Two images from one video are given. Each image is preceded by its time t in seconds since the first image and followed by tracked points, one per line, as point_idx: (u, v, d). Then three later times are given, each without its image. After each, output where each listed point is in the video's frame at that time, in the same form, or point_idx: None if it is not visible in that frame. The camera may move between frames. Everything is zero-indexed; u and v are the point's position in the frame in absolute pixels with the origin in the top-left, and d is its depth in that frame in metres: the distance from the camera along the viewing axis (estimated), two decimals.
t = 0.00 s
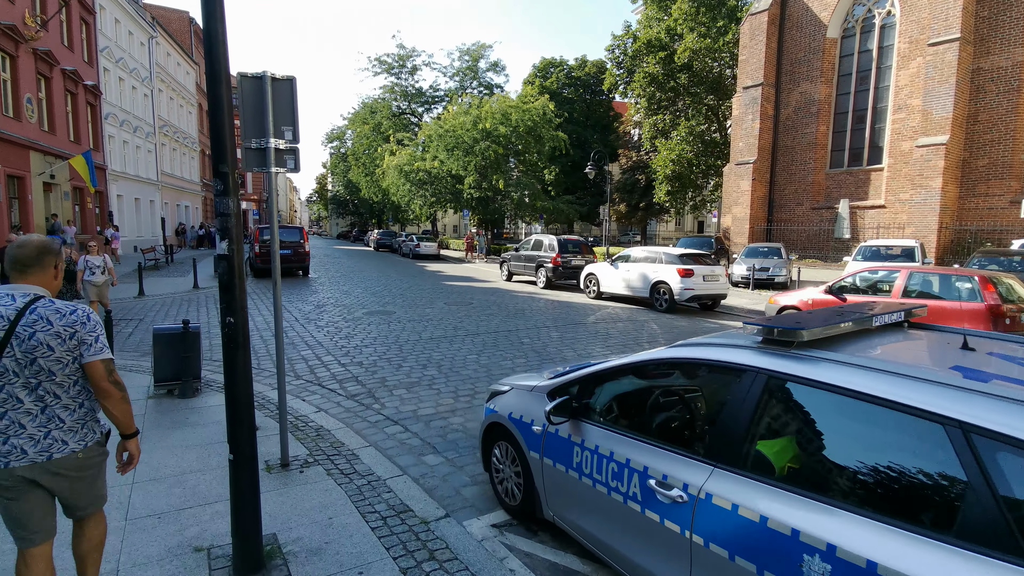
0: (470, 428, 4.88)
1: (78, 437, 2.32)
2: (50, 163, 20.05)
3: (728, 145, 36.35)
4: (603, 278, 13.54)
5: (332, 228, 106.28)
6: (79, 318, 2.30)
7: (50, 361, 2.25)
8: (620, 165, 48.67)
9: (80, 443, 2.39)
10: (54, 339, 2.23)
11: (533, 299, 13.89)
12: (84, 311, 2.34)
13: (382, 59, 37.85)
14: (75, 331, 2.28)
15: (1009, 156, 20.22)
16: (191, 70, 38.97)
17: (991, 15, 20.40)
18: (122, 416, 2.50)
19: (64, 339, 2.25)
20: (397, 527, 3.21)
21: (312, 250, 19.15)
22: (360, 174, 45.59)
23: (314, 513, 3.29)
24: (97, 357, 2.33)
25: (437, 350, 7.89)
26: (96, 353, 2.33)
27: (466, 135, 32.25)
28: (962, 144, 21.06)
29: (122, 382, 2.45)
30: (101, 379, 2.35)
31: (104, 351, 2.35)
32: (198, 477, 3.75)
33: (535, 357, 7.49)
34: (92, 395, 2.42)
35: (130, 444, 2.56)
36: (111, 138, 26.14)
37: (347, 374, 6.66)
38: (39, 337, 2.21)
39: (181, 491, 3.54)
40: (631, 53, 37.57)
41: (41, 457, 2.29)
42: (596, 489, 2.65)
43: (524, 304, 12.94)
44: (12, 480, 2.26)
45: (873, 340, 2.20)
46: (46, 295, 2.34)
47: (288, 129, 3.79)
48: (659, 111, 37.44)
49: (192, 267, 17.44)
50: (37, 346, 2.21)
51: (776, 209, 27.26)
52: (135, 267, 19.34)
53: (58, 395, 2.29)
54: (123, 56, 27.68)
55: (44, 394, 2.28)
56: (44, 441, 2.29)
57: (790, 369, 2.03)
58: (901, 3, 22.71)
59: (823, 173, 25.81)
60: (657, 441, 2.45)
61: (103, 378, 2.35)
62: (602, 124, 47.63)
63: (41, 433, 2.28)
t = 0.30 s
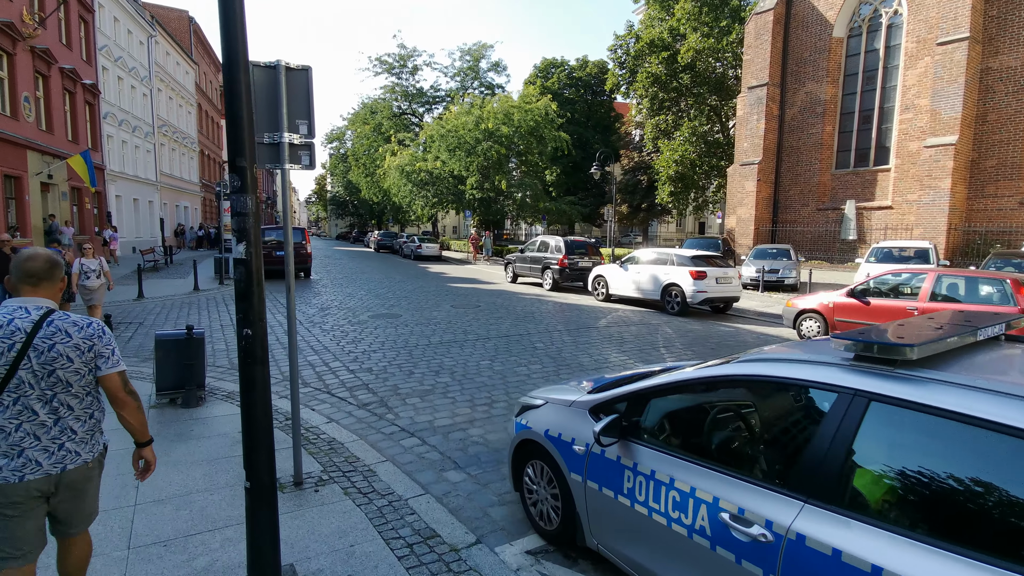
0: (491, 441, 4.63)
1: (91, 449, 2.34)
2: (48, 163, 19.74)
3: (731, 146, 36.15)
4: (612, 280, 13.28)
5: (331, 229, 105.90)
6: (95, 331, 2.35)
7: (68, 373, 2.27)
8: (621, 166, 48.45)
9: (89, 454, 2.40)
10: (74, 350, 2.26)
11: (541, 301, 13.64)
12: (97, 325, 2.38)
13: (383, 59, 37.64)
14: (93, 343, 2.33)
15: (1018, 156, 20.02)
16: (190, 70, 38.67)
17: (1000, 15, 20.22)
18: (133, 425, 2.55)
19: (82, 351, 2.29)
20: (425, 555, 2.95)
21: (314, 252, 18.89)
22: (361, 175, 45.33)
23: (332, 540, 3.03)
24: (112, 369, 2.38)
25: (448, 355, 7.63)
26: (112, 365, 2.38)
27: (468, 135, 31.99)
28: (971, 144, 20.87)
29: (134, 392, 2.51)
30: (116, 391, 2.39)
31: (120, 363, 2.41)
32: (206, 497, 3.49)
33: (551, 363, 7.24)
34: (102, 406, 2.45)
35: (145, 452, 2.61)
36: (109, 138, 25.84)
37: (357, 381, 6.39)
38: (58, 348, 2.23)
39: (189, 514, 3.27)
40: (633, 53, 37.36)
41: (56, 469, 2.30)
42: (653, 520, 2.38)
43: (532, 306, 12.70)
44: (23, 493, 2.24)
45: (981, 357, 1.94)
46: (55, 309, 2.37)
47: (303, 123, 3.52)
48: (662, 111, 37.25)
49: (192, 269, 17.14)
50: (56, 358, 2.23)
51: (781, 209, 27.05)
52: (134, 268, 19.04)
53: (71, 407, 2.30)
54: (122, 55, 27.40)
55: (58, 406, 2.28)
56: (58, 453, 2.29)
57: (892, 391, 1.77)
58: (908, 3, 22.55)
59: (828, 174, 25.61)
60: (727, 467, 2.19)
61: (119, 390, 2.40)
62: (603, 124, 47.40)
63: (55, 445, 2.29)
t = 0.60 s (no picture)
0: (505, 458, 4.38)
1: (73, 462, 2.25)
2: (31, 163, 19.22)
3: (725, 147, 36.16)
4: (612, 283, 13.09)
5: (321, 230, 105.12)
6: (81, 339, 2.31)
7: (56, 384, 2.22)
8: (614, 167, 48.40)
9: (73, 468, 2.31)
10: (61, 360, 2.20)
11: (540, 305, 13.43)
12: (83, 333, 2.33)
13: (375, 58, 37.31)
14: (81, 352, 2.29)
15: (1012, 158, 20.10)
16: (178, 69, 38.05)
17: (994, 16, 20.28)
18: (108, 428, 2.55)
19: (69, 361, 2.24)
20: None
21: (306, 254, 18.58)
22: (352, 175, 44.88)
23: None
24: (103, 378, 2.37)
25: (451, 363, 7.38)
26: (101, 373, 2.35)
27: (462, 136, 31.72)
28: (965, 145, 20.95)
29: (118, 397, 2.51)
30: (105, 400, 2.40)
31: (108, 371, 2.38)
32: (203, 526, 3.23)
33: (558, 371, 7.00)
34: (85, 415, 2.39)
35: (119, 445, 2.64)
36: (95, 138, 25.27)
37: (358, 393, 6.12)
38: (46, 359, 2.17)
39: (186, 546, 3.02)
40: (627, 54, 37.31)
41: (32, 486, 2.20)
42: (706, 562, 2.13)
43: (531, 310, 12.48)
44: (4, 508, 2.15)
45: None
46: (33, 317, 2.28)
47: (309, 123, 3.28)
48: (656, 112, 37.22)
49: (181, 272, 16.72)
50: (44, 369, 2.17)
51: (776, 211, 27.06)
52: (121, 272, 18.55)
53: (58, 420, 2.25)
54: (109, 53, 26.83)
55: (44, 420, 2.22)
56: (36, 468, 2.20)
57: (991, 424, 1.58)
58: (903, 4, 22.63)
59: (823, 175, 25.65)
60: (797, 508, 1.97)
61: (107, 398, 2.41)
62: (596, 125, 47.33)
63: (33, 460, 2.20)
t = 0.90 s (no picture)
0: (525, 478, 4.14)
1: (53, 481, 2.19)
2: (17, 167, 18.73)
3: (719, 152, 36.22)
4: (614, 289, 12.89)
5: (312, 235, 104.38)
6: (57, 354, 2.25)
7: (35, 403, 2.17)
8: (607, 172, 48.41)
9: (53, 490, 2.24)
10: (40, 377, 2.16)
11: (541, 311, 13.20)
12: (59, 348, 2.28)
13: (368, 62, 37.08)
14: (57, 367, 2.23)
15: (1007, 163, 20.20)
16: (167, 72, 37.53)
17: (988, 23, 20.42)
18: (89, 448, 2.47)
19: (48, 377, 2.19)
20: None
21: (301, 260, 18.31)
22: (345, 180, 44.51)
23: None
24: (78, 393, 2.30)
25: (457, 374, 7.11)
26: (79, 388, 2.31)
27: (456, 140, 31.50)
28: (960, 151, 21.07)
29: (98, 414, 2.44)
30: (81, 414, 2.33)
31: (87, 385, 2.33)
32: (206, 564, 2.96)
33: (568, 381, 6.76)
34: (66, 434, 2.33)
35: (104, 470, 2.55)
36: (83, 142, 24.78)
37: (362, 406, 5.84)
38: (24, 377, 2.13)
39: None
40: (621, 59, 37.34)
41: (13, 507, 2.15)
42: None
43: (532, 317, 12.25)
44: None
45: None
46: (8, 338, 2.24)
47: (321, 121, 3.02)
48: (649, 117, 37.26)
49: (172, 279, 16.31)
50: (22, 387, 2.13)
51: (772, 215, 27.06)
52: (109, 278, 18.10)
53: (38, 439, 2.20)
54: (97, 55, 26.36)
55: (24, 439, 2.17)
56: (16, 490, 2.15)
57: None
58: (896, 10, 22.75)
59: (819, 180, 25.71)
60: (894, 556, 1.74)
61: (85, 411, 2.34)
62: (589, 130, 47.34)
63: (14, 481, 2.15)
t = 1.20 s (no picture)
0: (557, 505, 3.89)
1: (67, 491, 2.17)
2: (13, 175, 18.47)
3: (720, 160, 36.21)
4: (623, 299, 12.69)
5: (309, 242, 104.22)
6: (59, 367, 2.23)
7: (42, 415, 2.14)
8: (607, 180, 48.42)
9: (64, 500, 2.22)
10: (46, 389, 2.14)
11: (548, 321, 12.99)
12: (60, 359, 2.25)
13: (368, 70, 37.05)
14: (61, 379, 2.21)
15: (1011, 171, 20.16)
16: (166, 80, 37.37)
17: (991, 32, 20.44)
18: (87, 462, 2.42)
19: (54, 389, 2.17)
20: None
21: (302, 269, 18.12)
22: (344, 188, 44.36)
23: None
24: (81, 404, 2.28)
25: (471, 389, 6.86)
26: (82, 399, 2.29)
27: (457, 148, 31.41)
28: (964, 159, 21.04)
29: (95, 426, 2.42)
30: (86, 426, 2.30)
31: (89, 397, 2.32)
32: None
33: (588, 397, 6.53)
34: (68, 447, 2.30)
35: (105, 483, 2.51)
36: (80, 149, 24.53)
37: (376, 424, 5.59)
38: (30, 391, 2.10)
39: None
40: (621, 68, 37.40)
41: (28, 520, 2.10)
42: None
43: (541, 327, 12.04)
44: None
45: None
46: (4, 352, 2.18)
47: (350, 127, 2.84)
48: (649, 126, 37.30)
49: (171, 288, 16.03)
50: (29, 400, 2.09)
51: (774, 223, 27.01)
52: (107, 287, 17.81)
53: (46, 451, 2.16)
54: (95, 62, 26.19)
55: (33, 452, 2.13)
56: (30, 502, 2.11)
57: None
58: (898, 19, 22.79)
59: (821, 189, 25.67)
60: None
61: (89, 423, 2.31)
62: (589, 138, 47.37)
63: (27, 493, 2.11)
